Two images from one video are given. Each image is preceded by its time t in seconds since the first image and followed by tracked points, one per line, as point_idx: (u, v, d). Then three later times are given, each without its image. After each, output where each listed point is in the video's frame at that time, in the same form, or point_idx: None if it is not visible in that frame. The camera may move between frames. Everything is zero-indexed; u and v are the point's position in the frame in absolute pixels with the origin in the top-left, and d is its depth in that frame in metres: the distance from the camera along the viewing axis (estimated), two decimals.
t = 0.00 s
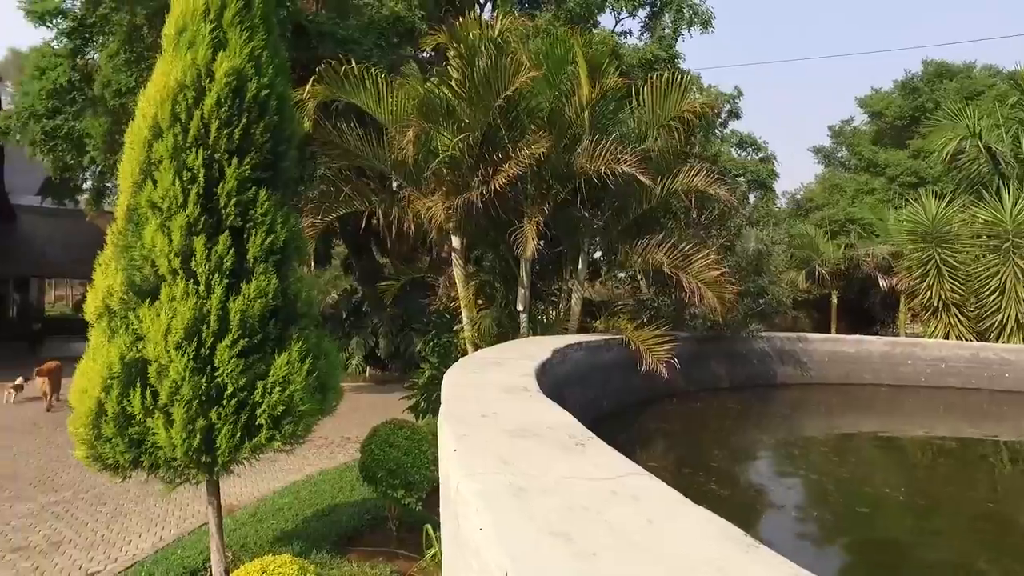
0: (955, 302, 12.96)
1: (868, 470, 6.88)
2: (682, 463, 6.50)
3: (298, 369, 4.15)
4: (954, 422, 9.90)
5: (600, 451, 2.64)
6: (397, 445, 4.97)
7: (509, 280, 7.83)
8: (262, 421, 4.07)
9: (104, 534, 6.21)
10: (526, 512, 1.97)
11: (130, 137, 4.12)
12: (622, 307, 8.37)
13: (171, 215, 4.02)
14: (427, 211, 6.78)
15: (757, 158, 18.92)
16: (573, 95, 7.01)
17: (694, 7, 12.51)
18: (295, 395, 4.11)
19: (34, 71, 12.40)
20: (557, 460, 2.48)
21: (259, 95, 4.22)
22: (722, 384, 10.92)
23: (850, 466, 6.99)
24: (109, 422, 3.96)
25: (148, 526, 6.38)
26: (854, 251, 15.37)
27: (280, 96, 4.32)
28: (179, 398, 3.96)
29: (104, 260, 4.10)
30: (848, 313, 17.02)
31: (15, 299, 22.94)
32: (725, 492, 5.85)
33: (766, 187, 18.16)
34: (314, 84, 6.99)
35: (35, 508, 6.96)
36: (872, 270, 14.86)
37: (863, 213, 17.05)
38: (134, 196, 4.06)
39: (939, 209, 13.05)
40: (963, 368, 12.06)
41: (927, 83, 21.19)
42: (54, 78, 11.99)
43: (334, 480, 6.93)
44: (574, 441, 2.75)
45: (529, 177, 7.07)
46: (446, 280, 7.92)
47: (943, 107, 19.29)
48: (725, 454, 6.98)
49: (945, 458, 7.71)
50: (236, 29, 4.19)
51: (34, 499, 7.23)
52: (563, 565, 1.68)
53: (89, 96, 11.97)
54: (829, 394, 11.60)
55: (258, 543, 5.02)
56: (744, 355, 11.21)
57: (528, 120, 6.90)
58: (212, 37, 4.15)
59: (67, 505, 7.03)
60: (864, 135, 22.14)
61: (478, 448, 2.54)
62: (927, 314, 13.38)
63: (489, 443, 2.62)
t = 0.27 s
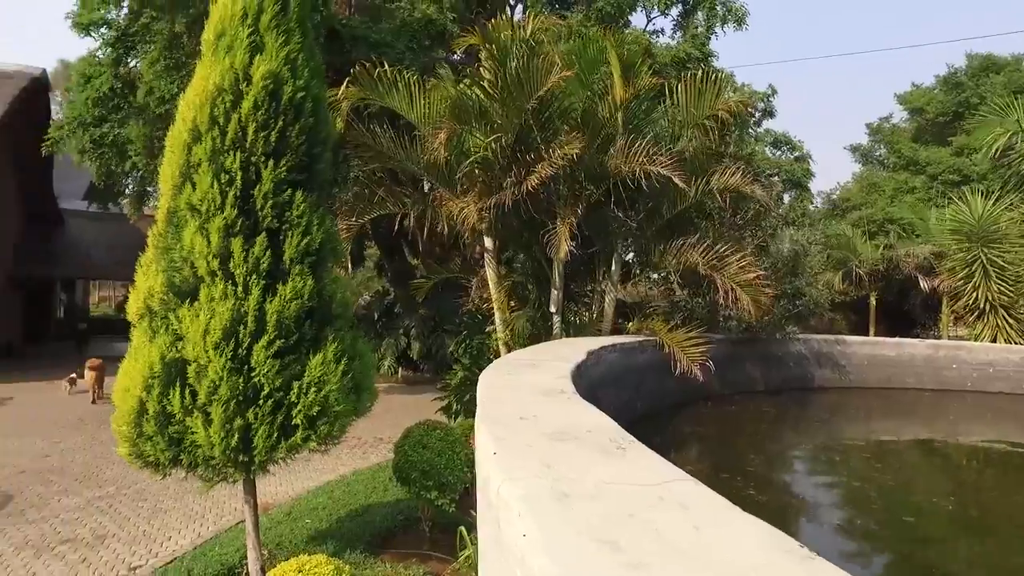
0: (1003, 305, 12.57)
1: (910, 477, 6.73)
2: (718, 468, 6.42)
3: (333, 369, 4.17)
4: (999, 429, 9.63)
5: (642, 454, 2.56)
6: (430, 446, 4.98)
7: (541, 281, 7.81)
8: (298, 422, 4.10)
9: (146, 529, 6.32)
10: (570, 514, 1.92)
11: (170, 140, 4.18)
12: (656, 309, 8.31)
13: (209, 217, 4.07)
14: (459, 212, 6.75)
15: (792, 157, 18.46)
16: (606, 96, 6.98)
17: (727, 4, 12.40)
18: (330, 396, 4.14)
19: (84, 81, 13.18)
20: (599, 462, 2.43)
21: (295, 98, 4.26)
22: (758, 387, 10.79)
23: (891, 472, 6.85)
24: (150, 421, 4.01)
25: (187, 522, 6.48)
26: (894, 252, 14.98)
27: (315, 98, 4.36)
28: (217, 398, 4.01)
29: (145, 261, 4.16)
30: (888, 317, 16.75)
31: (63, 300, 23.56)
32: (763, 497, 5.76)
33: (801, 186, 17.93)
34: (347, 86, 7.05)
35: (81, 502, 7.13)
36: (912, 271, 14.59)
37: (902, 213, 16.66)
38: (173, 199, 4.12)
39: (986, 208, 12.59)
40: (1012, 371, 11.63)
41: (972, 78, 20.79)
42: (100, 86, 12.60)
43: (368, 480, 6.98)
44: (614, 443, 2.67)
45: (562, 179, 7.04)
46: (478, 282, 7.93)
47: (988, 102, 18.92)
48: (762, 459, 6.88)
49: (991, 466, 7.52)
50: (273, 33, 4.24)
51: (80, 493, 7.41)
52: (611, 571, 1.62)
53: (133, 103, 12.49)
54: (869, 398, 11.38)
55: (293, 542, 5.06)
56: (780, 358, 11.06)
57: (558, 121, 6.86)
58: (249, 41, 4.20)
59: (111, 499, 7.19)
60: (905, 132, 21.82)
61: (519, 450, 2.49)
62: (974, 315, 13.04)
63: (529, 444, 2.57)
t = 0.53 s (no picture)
0: None
1: (960, 486, 6.55)
2: (759, 474, 6.32)
3: (372, 371, 4.19)
4: None
5: (689, 461, 2.51)
6: (467, 448, 4.98)
7: (577, 282, 7.78)
8: (337, 422, 4.13)
9: (189, 524, 6.43)
10: (617, 520, 1.89)
11: (212, 144, 4.24)
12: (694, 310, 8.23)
13: (250, 219, 4.12)
14: (496, 213, 6.73)
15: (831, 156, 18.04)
16: (642, 96, 6.93)
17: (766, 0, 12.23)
18: (368, 397, 4.16)
19: (134, 89, 13.38)
20: (644, 467, 2.39)
21: (333, 101, 4.29)
22: (798, 392, 10.61)
23: (939, 480, 6.67)
24: (193, 420, 4.06)
25: (229, 519, 6.57)
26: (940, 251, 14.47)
27: (353, 100, 4.39)
28: (257, 399, 4.05)
29: (188, 263, 4.22)
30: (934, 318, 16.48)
31: (111, 301, 24.13)
32: (806, 504, 5.65)
33: (842, 185, 17.62)
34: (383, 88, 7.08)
35: (129, 497, 7.28)
36: (960, 272, 14.27)
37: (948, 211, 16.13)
38: (215, 202, 4.17)
39: None
40: None
41: None
42: (146, 93, 12.77)
43: (405, 481, 7.01)
44: (659, 449, 2.62)
45: (598, 180, 6.97)
46: (514, 283, 7.93)
47: None
48: (804, 465, 6.76)
49: None
50: (312, 36, 4.27)
51: (127, 488, 7.57)
52: None
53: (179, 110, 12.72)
54: (914, 404, 11.12)
55: (331, 542, 5.09)
56: (821, 361, 10.88)
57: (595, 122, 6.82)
58: (289, 45, 4.24)
59: (156, 495, 7.33)
60: (954, 128, 21.40)
61: (563, 454, 2.46)
62: None
63: (573, 448, 2.54)
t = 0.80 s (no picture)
0: None
1: (1012, 495, 6.36)
2: (802, 480, 6.21)
3: (408, 372, 4.20)
4: None
5: (735, 466, 2.45)
6: (504, 449, 4.97)
7: (613, 283, 7.75)
8: (374, 423, 4.15)
9: (230, 521, 6.51)
10: (664, 527, 1.85)
11: (251, 146, 4.28)
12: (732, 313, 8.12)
13: (289, 221, 4.15)
14: (531, 213, 6.70)
15: (875, 153, 18.08)
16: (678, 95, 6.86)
17: None
18: (405, 397, 4.17)
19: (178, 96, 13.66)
20: (687, 471, 2.35)
21: (370, 102, 4.32)
22: (840, 396, 10.40)
23: (990, 489, 6.48)
24: (233, 419, 4.11)
25: (268, 517, 6.64)
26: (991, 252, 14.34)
27: (389, 102, 4.41)
28: (296, 399, 4.09)
29: (229, 264, 4.27)
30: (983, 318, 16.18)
31: (154, 301, 24.61)
32: (852, 512, 5.53)
33: (885, 184, 17.28)
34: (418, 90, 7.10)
35: (171, 493, 7.41)
36: (1010, 273, 13.90)
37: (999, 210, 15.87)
38: (255, 204, 4.22)
39: None
40: None
41: None
42: (189, 99, 13.01)
43: (441, 481, 7.02)
44: (703, 454, 2.56)
45: (634, 180, 6.93)
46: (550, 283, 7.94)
47: None
48: (848, 472, 6.62)
49: None
50: (349, 38, 4.30)
51: (170, 484, 7.70)
52: None
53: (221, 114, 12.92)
54: (963, 409, 10.83)
55: (367, 541, 5.11)
56: (865, 365, 10.66)
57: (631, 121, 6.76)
58: (326, 48, 4.27)
59: (198, 492, 7.44)
60: (1004, 123, 20.87)
61: (605, 458, 2.43)
62: None
63: (615, 451, 2.50)
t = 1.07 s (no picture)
0: None
1: None
2: (844, 486, 6.10)
3: (443, 373, 4.20)
4: None
5: (780, 471, 2.38)
6: (538, 451, 4.95)
7: (648, 283, 7.67)
8: (408, 423, 4.16)
9: (267, 519, 6.58)
10: (708, 534, 1.80)
11: (287, 148, 4.32)
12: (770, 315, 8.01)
13: (325, 222, 4.18)
14: (565, 214, 6.63)
15: (917, 150, 18.06)
16: (715, 92, 6.77)
17: None
18: (440, 398, 4.17)
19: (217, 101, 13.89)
20: (729, 476, 2.30)
21: (404, 103, 4.32)
22: (882, 400, 10.20)
23: None
24: (270, 419, 4.14)
25: (304, 515, 6.70)
26: None
27: (423, 102, 4.42)
28: (331, 399, 4.11)
29: (266, 265, 4.31)
30: None
31: (194, 302, 25.05)
32: (898, 521, 5.40)
33: (929, 183, 16.95)
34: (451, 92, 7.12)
35: (210, 490, 7.51)
36: None
37: None
38: (291, 205, 4.25)
39: None
40: None
41: None
42: (230, 105, 13.23)
43: (475, 482, 7.03)
44: (747, 459, 2.50)
45: (670, 179, 6.84)
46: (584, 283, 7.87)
47: None
48: (892, 479, 6.49)
49: None
50: (383, 40, 4.31)
51: (209, 482, 7.81)
52: None
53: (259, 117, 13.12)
54: (1011, 414, 10.54)
55: (400, 541, 5.13)
56: (909, 369, 10.43)
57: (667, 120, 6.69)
58: (361, 50, 4.29)
59: (236, 489, 7.54)
60: None
61: (645, 461, 2.39)
62: None
63: (654, 455, 2.46)
